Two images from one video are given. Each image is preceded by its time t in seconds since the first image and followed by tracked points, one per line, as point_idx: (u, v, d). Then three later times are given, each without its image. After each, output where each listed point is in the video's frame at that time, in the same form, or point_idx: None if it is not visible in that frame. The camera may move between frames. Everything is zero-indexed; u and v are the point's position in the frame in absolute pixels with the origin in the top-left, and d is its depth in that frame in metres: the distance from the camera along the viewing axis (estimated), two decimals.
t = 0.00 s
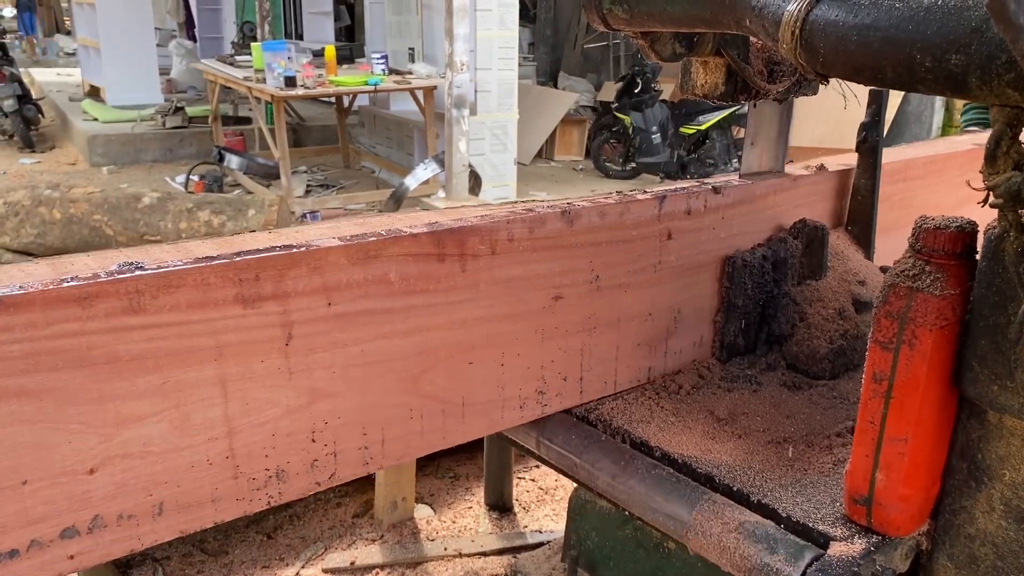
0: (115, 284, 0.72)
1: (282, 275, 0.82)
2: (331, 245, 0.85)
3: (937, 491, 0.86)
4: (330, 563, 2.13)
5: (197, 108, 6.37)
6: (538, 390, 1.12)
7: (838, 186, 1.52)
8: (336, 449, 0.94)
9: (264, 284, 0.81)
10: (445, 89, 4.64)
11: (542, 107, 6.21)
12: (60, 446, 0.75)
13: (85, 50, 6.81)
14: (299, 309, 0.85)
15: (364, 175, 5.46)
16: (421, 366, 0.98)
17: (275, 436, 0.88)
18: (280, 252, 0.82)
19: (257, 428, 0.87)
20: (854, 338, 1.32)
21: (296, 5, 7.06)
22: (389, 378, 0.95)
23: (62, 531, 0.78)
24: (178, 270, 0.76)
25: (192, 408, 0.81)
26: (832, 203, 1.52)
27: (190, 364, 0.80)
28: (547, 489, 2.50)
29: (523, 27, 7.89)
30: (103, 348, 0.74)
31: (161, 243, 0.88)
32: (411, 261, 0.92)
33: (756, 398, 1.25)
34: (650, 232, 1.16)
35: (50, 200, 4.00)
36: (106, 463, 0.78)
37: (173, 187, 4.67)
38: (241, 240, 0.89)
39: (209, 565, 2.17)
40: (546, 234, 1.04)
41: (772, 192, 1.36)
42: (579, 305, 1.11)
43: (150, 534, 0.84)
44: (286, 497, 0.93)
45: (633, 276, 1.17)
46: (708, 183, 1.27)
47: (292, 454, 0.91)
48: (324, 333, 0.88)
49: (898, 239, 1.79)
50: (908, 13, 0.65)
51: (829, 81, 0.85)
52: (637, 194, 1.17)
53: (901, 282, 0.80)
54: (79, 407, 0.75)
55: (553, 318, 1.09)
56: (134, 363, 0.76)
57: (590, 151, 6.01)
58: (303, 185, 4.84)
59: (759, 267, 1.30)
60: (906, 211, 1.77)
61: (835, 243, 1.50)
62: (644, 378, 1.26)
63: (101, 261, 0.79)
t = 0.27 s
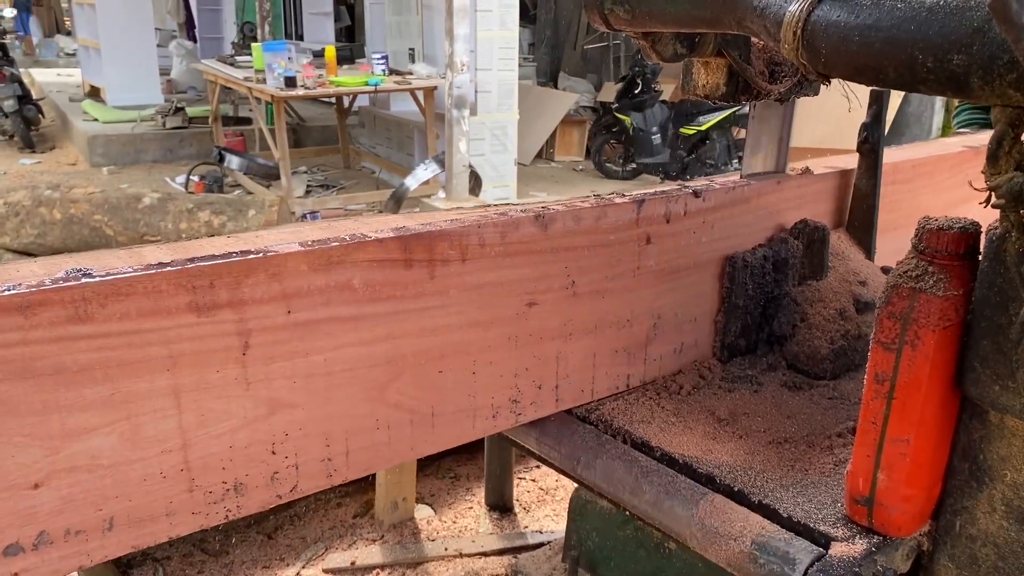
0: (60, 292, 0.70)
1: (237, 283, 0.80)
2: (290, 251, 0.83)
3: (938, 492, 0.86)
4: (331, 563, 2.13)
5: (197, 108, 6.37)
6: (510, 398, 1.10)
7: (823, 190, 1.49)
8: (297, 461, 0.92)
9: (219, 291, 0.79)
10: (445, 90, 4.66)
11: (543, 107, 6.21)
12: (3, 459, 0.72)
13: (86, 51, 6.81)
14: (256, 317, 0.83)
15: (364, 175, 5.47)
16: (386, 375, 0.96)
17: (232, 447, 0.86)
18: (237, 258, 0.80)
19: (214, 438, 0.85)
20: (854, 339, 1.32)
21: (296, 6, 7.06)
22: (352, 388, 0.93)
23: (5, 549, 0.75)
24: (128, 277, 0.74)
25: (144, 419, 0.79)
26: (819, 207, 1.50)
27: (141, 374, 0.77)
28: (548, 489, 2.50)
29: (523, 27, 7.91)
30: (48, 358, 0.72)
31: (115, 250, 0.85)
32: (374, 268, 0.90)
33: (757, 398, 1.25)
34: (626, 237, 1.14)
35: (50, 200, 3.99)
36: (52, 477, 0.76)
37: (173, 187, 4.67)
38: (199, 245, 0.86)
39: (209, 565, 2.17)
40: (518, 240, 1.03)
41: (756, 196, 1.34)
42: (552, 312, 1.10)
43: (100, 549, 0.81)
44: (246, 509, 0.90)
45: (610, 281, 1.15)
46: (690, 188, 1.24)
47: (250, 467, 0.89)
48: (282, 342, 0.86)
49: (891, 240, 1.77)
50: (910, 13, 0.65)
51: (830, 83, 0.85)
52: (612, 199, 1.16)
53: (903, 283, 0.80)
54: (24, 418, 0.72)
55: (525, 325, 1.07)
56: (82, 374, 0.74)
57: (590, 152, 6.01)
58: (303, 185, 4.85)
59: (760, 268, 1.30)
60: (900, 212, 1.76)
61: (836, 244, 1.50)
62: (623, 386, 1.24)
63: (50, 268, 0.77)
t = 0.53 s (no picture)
0: None
1: (189, 291, 0.77)
2: (246, 257, 0.80)
3: (932, 492, 0.86)
4: (329, 563, 2.13)
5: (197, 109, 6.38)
6: (481, 406, 1.07)
7: (805, 194, 1.46)
8: (255, 473, 0.89)
9: (171, 300, 0.76)
10: (445, 90, 4.68)
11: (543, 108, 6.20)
12: None
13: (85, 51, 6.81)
14: (210, 326, 0.80)
15: (364, 176, 5.48)
16: (349, 385, 0.92)
17: (186, 460, 0.83)
18: (189, 265, 0.77)
19: (167, 451, 0.81)
20: (850, 340, 1.33)
21: (296, 6, 7.06)
22: (313, 398, 0.90)
23: None
24: (73, 285, 0.71)
25: (93, 432, 0.76)
26: (803, 211, 1.46)
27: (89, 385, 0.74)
28: (545, 490, 2.50)
29: (523, 28, 7.96)
30: None
31: (63, 256, 0.82)
32: (335, 274, 0.87)
33: (752, 398, 1.25)
34: (601, 241, 1.12)
35: (50, 201, 4.00)
36: None
37: (173, 188, 4.68)
38: (150, 251, 0.83)
39: (207, 565, 2.17)
40: (488, 244, 0.99)
41: (735, 200, 1.30)
42: (524, 318, 1.07)
43: (46, 566, 0.78)
44: (201, 524, 0.87)
45: (584, 286, 1.12)
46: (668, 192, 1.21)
47: (205, 480, 0.85)
48: (238, 352, 0.82)
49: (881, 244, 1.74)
50: (902, 15, 0.65)
51: (824, 85, 0.86)
52: (586, 202, 1.13)
53: (898, 283, 0.80)
54: None
55: (496, 332, 1.04)
56: (26, 386, 0.71)
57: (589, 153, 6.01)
58: (302, 186, 4.86)
59: (756, 268, 1.30)
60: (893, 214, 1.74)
61: (832, 245, 1.50)
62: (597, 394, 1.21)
63: None
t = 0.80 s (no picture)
0: None
1: (139, 301, 0.75)
2: (199, 265, 0.78)
3: (929, 493, 0.86)
4: (328, 563, 2.13)
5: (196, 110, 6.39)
6: (449, 417, 1.04)
7: (784, 200, 1.42)
8: (212, 487, 0.86)
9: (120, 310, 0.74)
10: (444, 92, 4.70)
11: (542, 108, 6.20)
12: None
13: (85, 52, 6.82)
14: (161, 336, 0.77)
15: (364, 176, 5.48)
16: (308, 396, 0.90)
17: (138, 474, 0.81)
18: (138, 274, 0.75)
19: (118, 465, 0.79)
20: (848, 341, 1.33)
21: (296, 7, 7.07)
22: (272, 410, 0.88)
23: None
24: (16, 295, 0.69)
25: (39, 447, 0.73)
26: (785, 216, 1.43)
27: (35, 399, 0.72)
28: (544, 490, 2.51)
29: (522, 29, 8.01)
30: None
31: (12, 265, 0.79)
32: (293, 283, 0.84)
33: (750, 399, 1.26)
34: (573, 247, 1.09)
35: (50, 201, 4.00)
36: None
37: (172, 189, 4.68)
38: (101, 260, 0.81)
39: (206, 566, 2.17)
40: (455, 252, 0.97)
41: (711, 206, 1.27)
42: (492, 326, 1.04)
43: None
44: (155, 540, 0.85)
45: (556, 294, 1.10)
46: (641, 197, 1.18)
47: (159, 494, 0.83)
48: (192, 363, 0.80)
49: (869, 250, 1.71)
50: (898, 19, 0.66)
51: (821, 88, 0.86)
52: (558, 208, 1.10)
53: (894, 284, 0.81)
54: None
55: (464, 341, 1.02)
56: None
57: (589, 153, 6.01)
58: (302, 186, 4.87)
59: (755, 269, 1.31)
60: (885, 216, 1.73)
61: (830, 246, 1.51)
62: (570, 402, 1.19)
63: None
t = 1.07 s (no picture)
0: None
1: (81, 310, 0.72)
2: (143, 273, 0.74)
3: (930, 492, 0.86)
4: (329, 563, 2.13)
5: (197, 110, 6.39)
6: (414, 427, 1.00)
7: (767, 202, 1.38)
8: (161, 502, 0.83)
9: (60, 319, 0.71)
10: (444, 92, 4.70)
11: (542, 109, 6.21)
12: None
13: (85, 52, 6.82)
14: (103, 346, 0.74)
15: (364, 177, 5.49)
16: (263, 408, 0.86)
17: (82, 489, 0.77)
18: (77, 282, 0.71)
19: (60, 480, 0.75)
20: (849, 341, 1.34)
21: (296, 8, 7.07)
22: (224, 422, 0.84)
23: None
24: None
25: None
26: (768, 220, 1.39)
27: None
28: (545, 490, 2.51)
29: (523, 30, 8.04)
30: None
31: None
32: (245, 290, 0.81)
33: (751, 399, 1.26)
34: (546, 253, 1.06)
35: (50, 202, 4.00)
36: None
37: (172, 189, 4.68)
38: (44, 267, 0.77)
39: (208, 565, 2.17)
40: (419, 258, 0.93)
41: (689, 210, 1.23)
42: (459, 334, 1.00)
43: None
44: (100, 556, 0.81)
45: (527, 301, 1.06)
46: (615, 201, 1.14)
47: (104, 509, 0.79)
48: (138, 374, 0.77)
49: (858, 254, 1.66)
50: (899, 21, 0.66)
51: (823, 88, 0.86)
52: (530, 212, 1.07)
53: (895, 286, 0.81)
54: None
55: (429, 349, 0.98)
56: None
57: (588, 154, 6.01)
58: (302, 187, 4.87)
59: (756, 270, 1.31)
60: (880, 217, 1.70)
61: (830, 247, 1.51)
62: (543, 412, 1.15)
63: None
